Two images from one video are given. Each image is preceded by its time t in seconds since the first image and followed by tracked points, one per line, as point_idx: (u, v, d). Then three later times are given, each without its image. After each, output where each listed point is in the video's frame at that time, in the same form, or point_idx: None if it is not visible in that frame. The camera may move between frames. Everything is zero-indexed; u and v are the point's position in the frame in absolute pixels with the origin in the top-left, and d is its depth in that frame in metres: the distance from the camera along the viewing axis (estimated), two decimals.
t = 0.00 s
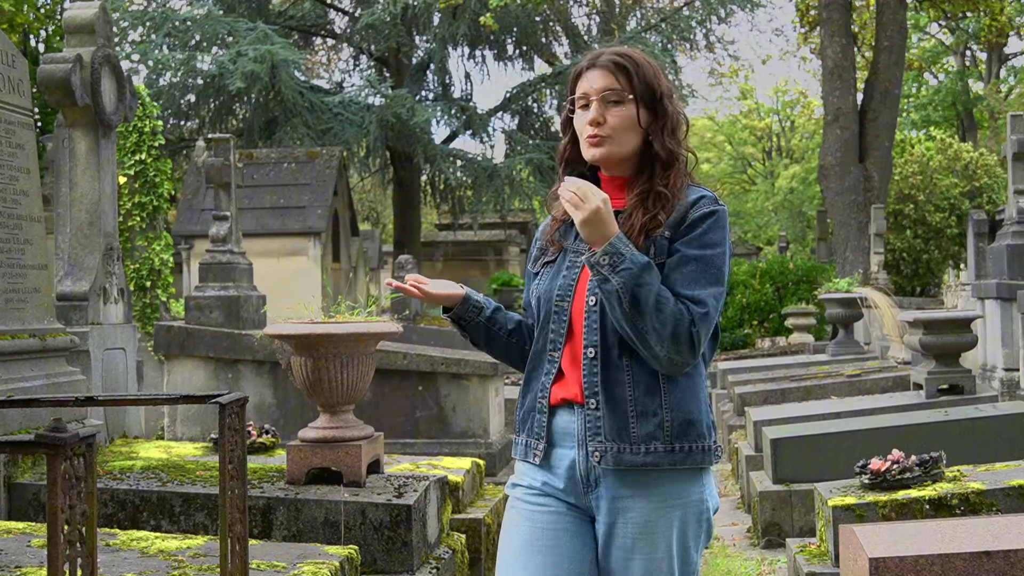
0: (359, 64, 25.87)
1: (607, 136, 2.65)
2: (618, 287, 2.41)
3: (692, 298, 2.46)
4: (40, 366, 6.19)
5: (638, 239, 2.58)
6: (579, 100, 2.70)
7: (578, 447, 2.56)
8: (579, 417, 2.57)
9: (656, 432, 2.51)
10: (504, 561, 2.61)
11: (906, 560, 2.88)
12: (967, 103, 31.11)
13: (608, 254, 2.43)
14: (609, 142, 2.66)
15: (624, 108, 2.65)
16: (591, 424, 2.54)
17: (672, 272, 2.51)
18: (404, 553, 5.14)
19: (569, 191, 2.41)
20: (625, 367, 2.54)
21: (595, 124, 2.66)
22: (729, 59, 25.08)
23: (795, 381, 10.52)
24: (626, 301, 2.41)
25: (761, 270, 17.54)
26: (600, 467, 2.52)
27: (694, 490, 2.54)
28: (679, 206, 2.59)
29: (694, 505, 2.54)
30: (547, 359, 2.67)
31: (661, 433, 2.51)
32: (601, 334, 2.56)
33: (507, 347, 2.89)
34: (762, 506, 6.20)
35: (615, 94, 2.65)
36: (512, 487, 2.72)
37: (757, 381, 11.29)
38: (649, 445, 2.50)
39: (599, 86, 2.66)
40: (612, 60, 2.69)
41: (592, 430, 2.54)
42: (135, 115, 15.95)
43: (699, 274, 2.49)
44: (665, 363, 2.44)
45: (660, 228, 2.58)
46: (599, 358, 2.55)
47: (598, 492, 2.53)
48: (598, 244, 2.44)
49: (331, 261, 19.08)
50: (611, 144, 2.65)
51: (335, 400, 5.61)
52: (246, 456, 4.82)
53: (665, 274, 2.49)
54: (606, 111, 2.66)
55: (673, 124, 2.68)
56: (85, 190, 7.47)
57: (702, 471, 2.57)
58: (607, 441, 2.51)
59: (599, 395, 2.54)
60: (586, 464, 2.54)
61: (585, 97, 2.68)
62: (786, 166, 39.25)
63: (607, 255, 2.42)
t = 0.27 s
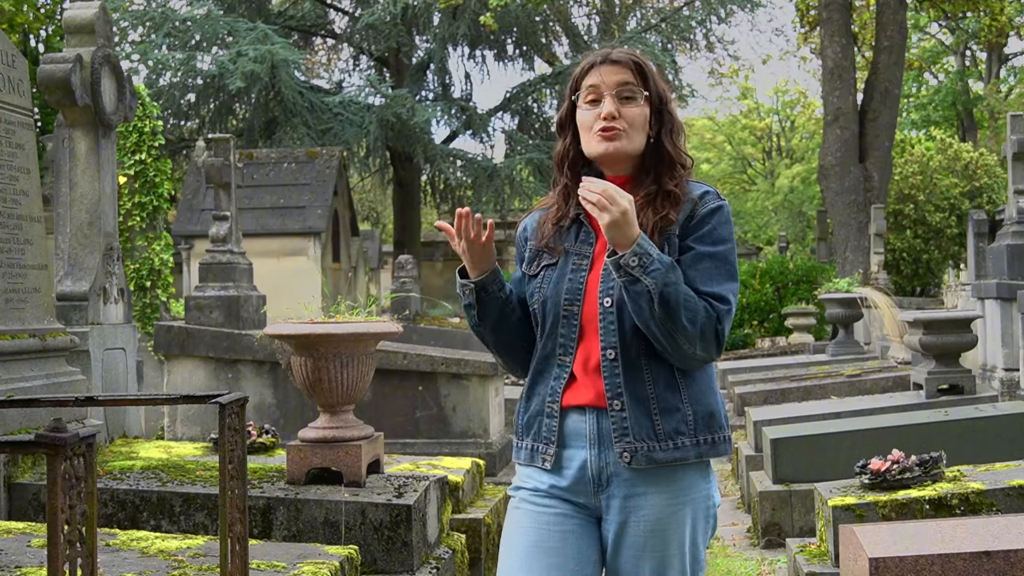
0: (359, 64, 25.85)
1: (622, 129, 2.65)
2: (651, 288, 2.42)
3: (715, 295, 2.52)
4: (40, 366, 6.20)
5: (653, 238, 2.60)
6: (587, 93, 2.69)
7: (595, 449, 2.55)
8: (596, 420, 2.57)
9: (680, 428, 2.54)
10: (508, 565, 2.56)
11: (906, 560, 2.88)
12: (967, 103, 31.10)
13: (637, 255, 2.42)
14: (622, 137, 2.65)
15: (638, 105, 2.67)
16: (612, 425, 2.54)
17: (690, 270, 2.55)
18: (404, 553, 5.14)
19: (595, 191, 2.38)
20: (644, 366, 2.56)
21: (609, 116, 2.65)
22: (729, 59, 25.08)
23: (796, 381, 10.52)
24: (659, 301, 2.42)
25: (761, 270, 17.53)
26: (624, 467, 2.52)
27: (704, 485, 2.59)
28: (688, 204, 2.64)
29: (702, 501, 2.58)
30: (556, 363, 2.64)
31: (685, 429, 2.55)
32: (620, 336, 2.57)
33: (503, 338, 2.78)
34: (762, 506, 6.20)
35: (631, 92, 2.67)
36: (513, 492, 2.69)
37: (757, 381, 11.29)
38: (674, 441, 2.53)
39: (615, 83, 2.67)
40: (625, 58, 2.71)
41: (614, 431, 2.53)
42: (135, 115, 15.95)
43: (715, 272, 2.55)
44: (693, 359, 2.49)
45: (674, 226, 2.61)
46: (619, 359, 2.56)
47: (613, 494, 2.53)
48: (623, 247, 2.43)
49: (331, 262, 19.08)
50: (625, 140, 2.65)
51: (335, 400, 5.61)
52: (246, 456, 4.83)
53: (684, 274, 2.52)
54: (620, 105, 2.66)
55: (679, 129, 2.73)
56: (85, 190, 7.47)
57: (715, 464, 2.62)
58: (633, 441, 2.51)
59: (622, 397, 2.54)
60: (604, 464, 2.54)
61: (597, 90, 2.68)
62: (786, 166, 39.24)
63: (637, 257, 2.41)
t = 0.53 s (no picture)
0: (359, 64, 25.85)
1: (631, 142, 2.66)
2: (675, 293, 2.45)
3: (729, 299, 2.57)
4: (40, 366, 6.20)
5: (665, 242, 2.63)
6: (593, 104, 2.68)
7: (608, 450, 2.55)
8: (608, 423, 2.57)
9: (691, 430, 2.57)
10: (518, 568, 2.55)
11: (906, 560, 2.88)
12: (967, 103, 31.10)
13: (660, 259, 2.45)
14: (632, 148, 2.66)
15: (648, 115, 2.67)
16: (627, 427, 2.54)
17: (703, 273, 2.59)
18: (404, 553, 5.14)
19: (618, 196, 2.39)
20: (657, 368, 2.58)
21: (620, 128, 2.65)
22: (729, 59, 25.09)
23: (796, 381, 10.52)
24: (682, 306, 2.46)
25: (761, 270, 17.53)
26: (638, 469, 2.53)
27: (713, 485, 2.61)
28: (695, 209, 2.68)
29: (710, 498, 2.59)
30: (566, 366, 2.63)
31: (696, 430, 2.57)
32: (634, 338, 2.58)
33: (498, 352, 2.73)
34: (762, 506, 6.20)
35: (641, 102, 2.66)
36: (518, 494, 2.68)
37: (757, 381, 11.29)
38: (688, 442, 2.55)
39: (625, 94, 2.66)
40: (632, 67, 2.69)
41: (628, 433, 2.54)
42: (135, 115, 15.94)
43: (725, 276, 2.60)
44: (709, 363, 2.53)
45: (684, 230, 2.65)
46: (633, 362, 2.57)
47: (625, 496, 2.54)
48: (644, 252, 2.46)
49: (331, 261, 19.08)
50: (635, 150, 2.66)
51: (335, 400, 5.61)
52: (246, 455, 4.83)
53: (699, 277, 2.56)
54: (628, 117, 2.66)
55: (682, 135, 2.74)
56: (84, 190, 7.47)
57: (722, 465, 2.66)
58: (649, 444, 2.53)
59: (637, 399, 2.55)
60: (618, 465, 2.54)
61: (604, 101, 2.67)
62: (786, 166, 39.24)
63: (661, 261, 2.44)
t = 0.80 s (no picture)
0: (359, 64, 25.85)
1: (638, 143, 2.66)
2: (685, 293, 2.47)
3: (734, 301, 2.60)
4: (40, 366, 6.19)
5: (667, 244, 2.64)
6: (599, 105, 2.67)
7: (611, 451, 2.55)
8: (612, 422, 2.57)
9: (694, 430, 2.58)
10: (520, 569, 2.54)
11: (906, 560, 2.88)
12: (967, 103, 31.09)
13: (668, 259, 2.47)
14: (639, 149, 2.66)
15: (653, 117, 2.68)
16: (630, 427, 2.55)
17: (707, 275, 2.60)
18: (404, 553, 5.14)
19: (628, 196, 2.41)
20: (660, 369, 2.59)
21: (625, 130, 2.64)
22: (729, 59, 25.08)
23: (796, 381, 10.52)
24: (691, 305, 2.47)
25: (761, 270, 17.53)
26: (642, 469, 2.53)
27: (714, 484, 2.61)
28: (698, 210, 2.70)
29: (713, 499, 2.59)
30: (569, 366, 2.63)
31: (699, 430, 2.58)
32: (638, 338, 2.59)
33: (504, 354, 2.72)
34: (762, 506, 6.20)
35: (647, 104, 2.66)
36: (519, 494, 2.68)
37: (757, 381, 11.29)
38: (691, 443, 2.56)
39: (631, 95, 2.65)
40: (638, 69, 2.69)
41: (632, 432, 2.54)
42: (135, 115, 15.94)
43: (729, 277, 2.62)
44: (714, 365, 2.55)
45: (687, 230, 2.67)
46: (636, 362, 2.57)
47: (628, 495, 2.54)
48: (653, 253, 2.48)
49: (331, 261, 19.09)
50: (640, 153, 2.66)
51: (335, 400, 5.61)
52: (247, 455, 4.83)
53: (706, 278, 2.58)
54: (634, 118, 2.65)
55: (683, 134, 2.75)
56: (84, 190, 7.47)
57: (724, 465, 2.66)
58: (652, 443, 2.53)
59: (640, 398, 2.56)
60: (621, 465, 2.54)
61: (611, 103, 2.66)
62: (786, 165, 39.25)
63: (669, 262, 2.47)
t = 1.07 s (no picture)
0: (359, 64, 25.84)
1: (642, 145, 2.66)
2: (691, 295, 2.47)
3: (739, 303, 2.60)
4: (39, 366, 6.19)
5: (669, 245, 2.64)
6: (601, 109, 2.67)
7: (612, 450, 2.55)
8: (614, 421, 2.57)
9: (696, 431, 2.58)
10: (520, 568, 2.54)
11: (906, 560, 2.88)
12: (967, 103, 31.09)
13: (675, 260, 2.47)
14: (642, 152, 2.66)
15: (655, 119, 2.67)
16: (632, 426, 2.55)
17: (712, 277, 2.61)
18: (404, 553, 5.14)
19: (636, 196, 2.42)
20: (662, 369, 2.59)
21: (628, 134, 2.64)
22: (729, 59, 25.08)
23: (796, 381, 10.52)
24: (697, 307, 2.48)
25: (761, 270, 17.54)
26: (642, 468, 2.53)
27: (715, 485, 2.60)
28: (701, 211, 2.71)
29: (714, 499, 2.59)
30: (572, 365, 2.63)
31: (701, 431, 2.58)
32: (641, 338, 2.58)
33: (494, 348, 2.74)
34: (762, 506, 6.20)
35: (649, 107, 2.66)
36: (520, 494, 2.67)
37: (757, 381, 11.29)
38: (692, 443, 2.56)
39: (634, 98, 2.65)
40: (639, 72, 2.69)
41: (634, 432, 2.54)
42: (135, 115, 15.95)
43: (734, 279, 2.62)
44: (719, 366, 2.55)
45: (689, 231, 2.67)
46: (639, 361, 2.57)
47: (630, 496, 2.54)
48: (660, 253, 2.48)
49: (331, 262, 19.09)
50: (644, 155, 2.66)
51: (335, 400, 5.61)
52: (246, 455, 4.83)
53: (711, 280, 2.58)
54: (637, 121, 2.65)
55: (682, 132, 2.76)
56: (84, 190, 7.47)
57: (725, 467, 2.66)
58: (653, 443, 2.53)
59: (642, 398, 2.56)
60: (622, 464, 2.54)
61: (612, 107, 2.66)
62: (786, 165, 39.24)
63: (677, 263, 2.47)
